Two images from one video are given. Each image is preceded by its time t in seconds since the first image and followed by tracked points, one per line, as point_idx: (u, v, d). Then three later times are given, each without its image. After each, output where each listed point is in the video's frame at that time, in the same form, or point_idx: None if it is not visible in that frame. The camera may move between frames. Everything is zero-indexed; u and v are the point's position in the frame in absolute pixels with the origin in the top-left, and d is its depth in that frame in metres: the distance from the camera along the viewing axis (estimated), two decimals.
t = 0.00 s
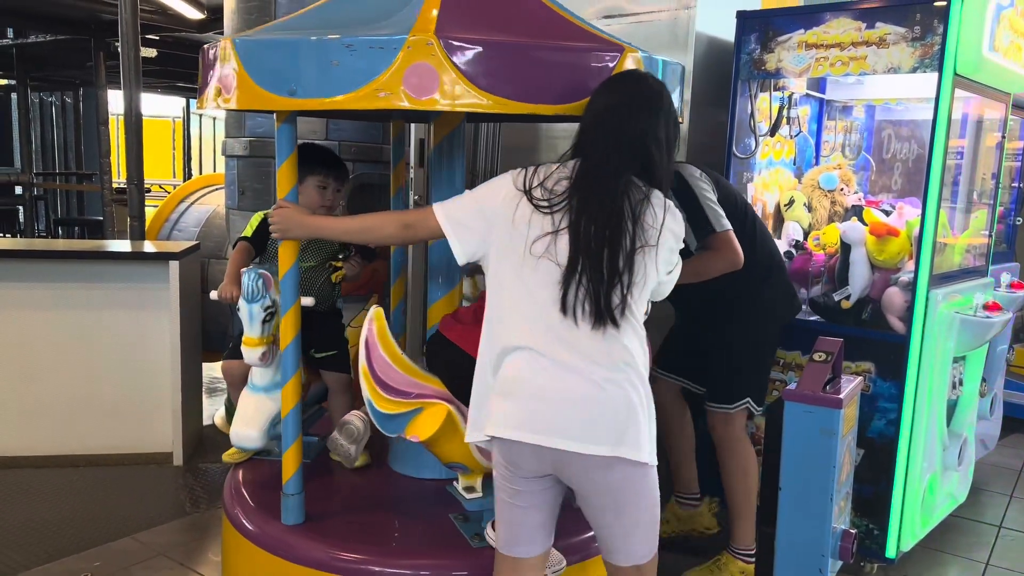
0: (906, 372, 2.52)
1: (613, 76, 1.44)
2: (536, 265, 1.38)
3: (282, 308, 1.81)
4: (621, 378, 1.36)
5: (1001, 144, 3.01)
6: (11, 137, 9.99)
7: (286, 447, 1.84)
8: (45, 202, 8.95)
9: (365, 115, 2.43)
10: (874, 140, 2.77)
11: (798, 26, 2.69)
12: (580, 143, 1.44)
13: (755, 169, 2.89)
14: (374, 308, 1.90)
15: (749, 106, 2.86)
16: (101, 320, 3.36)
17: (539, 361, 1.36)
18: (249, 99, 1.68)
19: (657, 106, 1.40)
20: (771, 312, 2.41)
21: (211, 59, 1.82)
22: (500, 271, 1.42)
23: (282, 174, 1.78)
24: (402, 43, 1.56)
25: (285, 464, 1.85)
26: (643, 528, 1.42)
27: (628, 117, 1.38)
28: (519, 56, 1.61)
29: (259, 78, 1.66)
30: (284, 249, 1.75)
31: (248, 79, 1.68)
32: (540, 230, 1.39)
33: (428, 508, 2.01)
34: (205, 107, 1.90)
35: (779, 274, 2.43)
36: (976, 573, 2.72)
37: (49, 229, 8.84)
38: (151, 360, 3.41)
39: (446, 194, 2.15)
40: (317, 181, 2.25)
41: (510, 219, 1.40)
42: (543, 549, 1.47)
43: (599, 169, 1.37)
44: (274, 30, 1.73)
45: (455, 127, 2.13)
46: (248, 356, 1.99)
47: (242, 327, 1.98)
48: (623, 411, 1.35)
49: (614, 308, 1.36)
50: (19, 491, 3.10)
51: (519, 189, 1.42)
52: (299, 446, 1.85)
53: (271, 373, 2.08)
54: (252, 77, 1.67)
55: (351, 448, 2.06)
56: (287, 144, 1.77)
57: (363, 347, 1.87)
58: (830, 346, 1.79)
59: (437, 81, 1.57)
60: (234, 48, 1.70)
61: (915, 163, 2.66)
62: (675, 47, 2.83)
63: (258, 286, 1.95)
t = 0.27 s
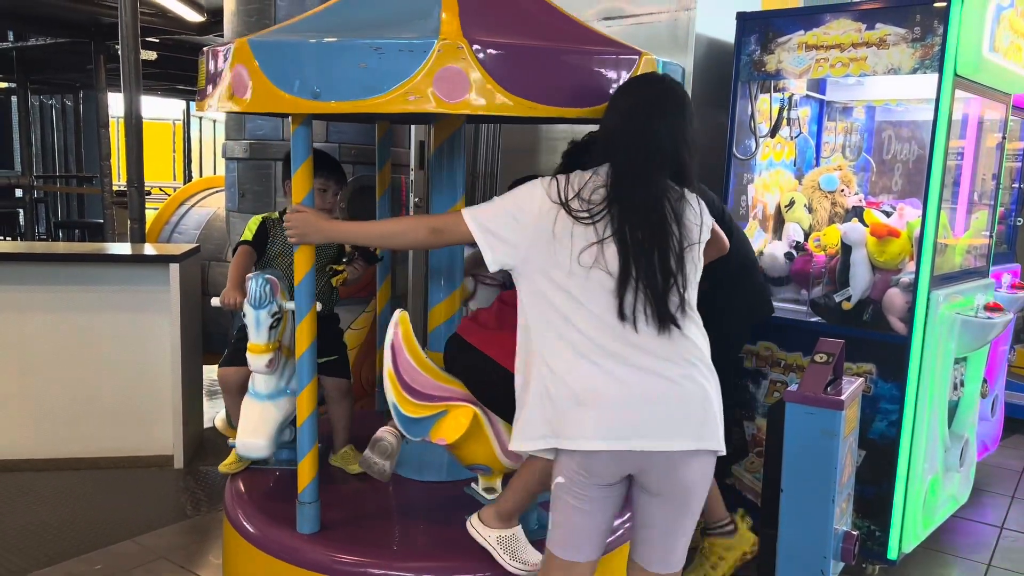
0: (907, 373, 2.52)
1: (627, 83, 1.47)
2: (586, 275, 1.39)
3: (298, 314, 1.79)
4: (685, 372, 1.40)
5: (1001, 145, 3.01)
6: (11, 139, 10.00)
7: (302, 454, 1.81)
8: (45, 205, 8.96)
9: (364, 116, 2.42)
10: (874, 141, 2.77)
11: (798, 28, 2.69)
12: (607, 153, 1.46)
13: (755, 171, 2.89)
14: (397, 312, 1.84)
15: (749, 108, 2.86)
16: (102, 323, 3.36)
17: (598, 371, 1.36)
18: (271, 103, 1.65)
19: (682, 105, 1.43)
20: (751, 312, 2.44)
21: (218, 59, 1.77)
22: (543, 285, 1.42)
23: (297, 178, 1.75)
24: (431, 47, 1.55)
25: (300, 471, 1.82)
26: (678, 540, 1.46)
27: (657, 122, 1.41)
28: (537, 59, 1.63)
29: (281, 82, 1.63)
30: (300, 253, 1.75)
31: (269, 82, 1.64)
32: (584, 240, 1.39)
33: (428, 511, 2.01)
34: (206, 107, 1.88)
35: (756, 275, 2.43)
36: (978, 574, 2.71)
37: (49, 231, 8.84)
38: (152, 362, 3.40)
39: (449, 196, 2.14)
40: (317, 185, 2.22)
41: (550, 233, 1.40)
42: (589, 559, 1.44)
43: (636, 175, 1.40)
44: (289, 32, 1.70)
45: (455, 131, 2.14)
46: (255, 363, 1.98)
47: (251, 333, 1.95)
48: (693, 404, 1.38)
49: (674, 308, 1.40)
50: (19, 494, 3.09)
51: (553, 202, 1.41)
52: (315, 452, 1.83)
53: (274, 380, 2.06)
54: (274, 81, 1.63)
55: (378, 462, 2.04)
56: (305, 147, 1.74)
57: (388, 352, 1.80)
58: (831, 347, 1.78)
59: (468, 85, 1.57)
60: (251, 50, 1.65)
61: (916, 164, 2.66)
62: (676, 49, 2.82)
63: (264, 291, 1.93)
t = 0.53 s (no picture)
0: (907, 373, 2.51)
1: (647, 82, 1.52)
2: (618, 270, 1.47)
3: (313, 322, 1.76)
4: (712, 358, 1.51)
5: (1001, 145, 3.01)
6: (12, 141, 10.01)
7: (317, 462, 1.79)
8: (45, 206, 8.96)
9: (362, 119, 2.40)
10: (874, 141, 2.76)
11: (798, 27, 2.68)
12: (630, 150, 1.52)
13: (755, 171, 2.89)
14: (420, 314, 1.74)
15: (749, 108, 2.86)
16: (101, 325, 3.36)
17: (632, 362, 1.46)
18: (286, 104, 1.62)
19: (705, 108, 1.51)
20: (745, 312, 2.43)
21: (225, 59, 1.72)
22: (574, 280, 1.50)
23: (314, 181, 1.72)
24: (459, 49, 1.55)
25: (315, 480, 1.80)
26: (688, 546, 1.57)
27: (686, 124, 1.48)
28: (560, 62, 1.63)
29: (299, 82, 1.61)
30: (317, 256, 1.73)
31: (285, 82, 1.62)
32: (614, 237, 1.47)
33: (428, 512, 2.00)
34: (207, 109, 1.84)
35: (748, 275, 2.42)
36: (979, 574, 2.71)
37: (48, 233, 8.85)
38: (151, 364, 3.40)
39: (450, 196, 2.13)
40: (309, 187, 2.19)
41: (581, 230, 1.47)
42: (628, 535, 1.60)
43: (664, 174, 1.47)
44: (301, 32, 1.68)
45: (454, 133, 2.13)
46: (261, 368, 1.97)
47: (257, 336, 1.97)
48: (720, 388, 1.49)
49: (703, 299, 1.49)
50: (19, 496, 3.09)
51: (581, 199, 1.48)
52: (331, 460, 1.81)
53: (280, 386, 2.02)
54: (291, 80, 1.61)
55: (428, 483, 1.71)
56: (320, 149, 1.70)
57: (413, 353, 1.71)
58: (831, 347, 1.78)
59: (495, 85, 1.56)
60: (266, 50, 1.62)
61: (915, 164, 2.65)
62: (675, 49, 2.82)
63: (272, 296, 1.94)
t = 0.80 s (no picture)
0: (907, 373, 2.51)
1: (661, 80, 1.52)
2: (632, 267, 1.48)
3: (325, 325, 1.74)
4: (720, 357, 1.52)
5: (1000, 144, 3.01)
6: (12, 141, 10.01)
7: (331, 465, 1.77)
8: (44, 207, 8.96)
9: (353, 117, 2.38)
10: (874, 140, 2.77)
11: (797, 27, 2.68)
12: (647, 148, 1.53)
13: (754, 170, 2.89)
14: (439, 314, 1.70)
15: (748, 107, 2.84)
16: (100, 325, 3.35)
17: (644, 357, 1.46)
18: (300, 105, 1.58)
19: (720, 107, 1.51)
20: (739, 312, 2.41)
21: (232, 60, 1.68)
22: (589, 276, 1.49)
23: (328, 183, 1.69)
24: (481, 49, 1.53)
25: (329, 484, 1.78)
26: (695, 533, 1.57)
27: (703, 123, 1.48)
28: (582, 63, 1.62)
29: (314, 81, 1.57)
30: (330, 259, 1.71)
31: (300, 82, 1.58)
32: (631, 235, 1.48)
33: (429, 512, 2.00)
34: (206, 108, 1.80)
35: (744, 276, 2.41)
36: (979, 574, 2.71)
37: (48, 234, 8.84)
38: (150, 364, 3.40)
39: (449, 196, 2.13)
40: (304, 190, 2.19)
41: (599, 226, 1.47)
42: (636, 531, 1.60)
43: (681, 173, 1.48)
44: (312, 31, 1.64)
45: (454, 132, 2.11)
46: (267, 372, 1.97)
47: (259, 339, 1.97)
48: (732, 385, 1.50)
49: (715, 298, 1.50)
50: (18, 497, 3.09)
51: (599, 197, 1.48)
52: (344, 464, 1.79)
53: (284, 391, 2.00)
54: (307, 81, 1.57)
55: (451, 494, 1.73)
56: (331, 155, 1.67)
57: (431, 354, 1.67)
58: (831, 347, 1.78)
59: (516, 85, 1.56)
60: (280, 49, 1.59)
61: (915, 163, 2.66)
62: (674, 49, 2.82)
63: (279, 299, 1.93)
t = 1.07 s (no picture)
0: (906, 372, 2.51)
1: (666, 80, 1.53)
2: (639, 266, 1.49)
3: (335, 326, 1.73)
4: (727, 355, 1.53)
5: (1000, 143, 3.01)
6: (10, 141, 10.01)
7: (342, 467, 1.77)
8: (43, 207, 8.95)
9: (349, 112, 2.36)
10: (873, 139, 2.78)
11: (796, 26, 2.67)
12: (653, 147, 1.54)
13: (754, 169, 2.88)
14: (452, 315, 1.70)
15: (747, 106, 2.82)
16: (98, 325, 3.35)
17: (649, 353, 1.48)
18: (314, 105, 1.56)
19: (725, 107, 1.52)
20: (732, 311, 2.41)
21: (241, 59, 1.64)
22: (595, 273, 1.50)
23: (338, 183, 1.66)
24: (498, 49, 1.54)
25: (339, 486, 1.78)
26: (709, 528, 1.57)
27: (708, 124, 1.49)
28: (595, 65, 1.63)
29: (328, 79, 1.55)
30: (343, 256, 1.68)
31: (314, 81, 1.55)
32: (637, 235, 1.49)
33: (429, 512, 2.00)
34: (206, 107, 1.78)
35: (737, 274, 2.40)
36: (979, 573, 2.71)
37: (47, 233, 8.83)
38: (149, 364, 3.39)
39: (449, 193, 2.13)
40: (299, 190, 2.19)
41: (606, 225, 1.49)
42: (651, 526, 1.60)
43: (686, 174, 1.49)
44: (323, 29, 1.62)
45: (454, 132, 2.10)
46: (272, 374, 1.97)
47: (265, 341, 1.96)
48: (738, 382, 1.52)
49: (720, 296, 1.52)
50: (17, 497, 3.08)
51: (607, 197, 1.49)
52: (354, 466, 1.79)
53: (289, 392, 1.99)
54: (321, 79, 1.55)
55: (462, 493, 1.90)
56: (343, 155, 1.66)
57: (447, 354, 1.68)
58: (831, 346, 1.77)
59: (532, 85, 1.56)
60: (292, 48, 1.56)
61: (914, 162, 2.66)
62: (674, 48, 2.81)
63: (285, 300, 1.91)
